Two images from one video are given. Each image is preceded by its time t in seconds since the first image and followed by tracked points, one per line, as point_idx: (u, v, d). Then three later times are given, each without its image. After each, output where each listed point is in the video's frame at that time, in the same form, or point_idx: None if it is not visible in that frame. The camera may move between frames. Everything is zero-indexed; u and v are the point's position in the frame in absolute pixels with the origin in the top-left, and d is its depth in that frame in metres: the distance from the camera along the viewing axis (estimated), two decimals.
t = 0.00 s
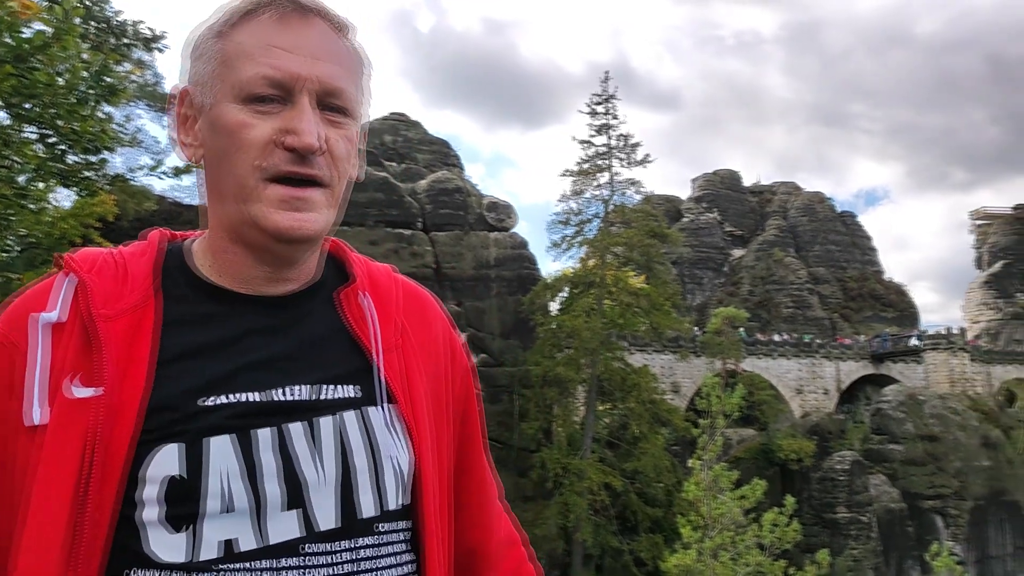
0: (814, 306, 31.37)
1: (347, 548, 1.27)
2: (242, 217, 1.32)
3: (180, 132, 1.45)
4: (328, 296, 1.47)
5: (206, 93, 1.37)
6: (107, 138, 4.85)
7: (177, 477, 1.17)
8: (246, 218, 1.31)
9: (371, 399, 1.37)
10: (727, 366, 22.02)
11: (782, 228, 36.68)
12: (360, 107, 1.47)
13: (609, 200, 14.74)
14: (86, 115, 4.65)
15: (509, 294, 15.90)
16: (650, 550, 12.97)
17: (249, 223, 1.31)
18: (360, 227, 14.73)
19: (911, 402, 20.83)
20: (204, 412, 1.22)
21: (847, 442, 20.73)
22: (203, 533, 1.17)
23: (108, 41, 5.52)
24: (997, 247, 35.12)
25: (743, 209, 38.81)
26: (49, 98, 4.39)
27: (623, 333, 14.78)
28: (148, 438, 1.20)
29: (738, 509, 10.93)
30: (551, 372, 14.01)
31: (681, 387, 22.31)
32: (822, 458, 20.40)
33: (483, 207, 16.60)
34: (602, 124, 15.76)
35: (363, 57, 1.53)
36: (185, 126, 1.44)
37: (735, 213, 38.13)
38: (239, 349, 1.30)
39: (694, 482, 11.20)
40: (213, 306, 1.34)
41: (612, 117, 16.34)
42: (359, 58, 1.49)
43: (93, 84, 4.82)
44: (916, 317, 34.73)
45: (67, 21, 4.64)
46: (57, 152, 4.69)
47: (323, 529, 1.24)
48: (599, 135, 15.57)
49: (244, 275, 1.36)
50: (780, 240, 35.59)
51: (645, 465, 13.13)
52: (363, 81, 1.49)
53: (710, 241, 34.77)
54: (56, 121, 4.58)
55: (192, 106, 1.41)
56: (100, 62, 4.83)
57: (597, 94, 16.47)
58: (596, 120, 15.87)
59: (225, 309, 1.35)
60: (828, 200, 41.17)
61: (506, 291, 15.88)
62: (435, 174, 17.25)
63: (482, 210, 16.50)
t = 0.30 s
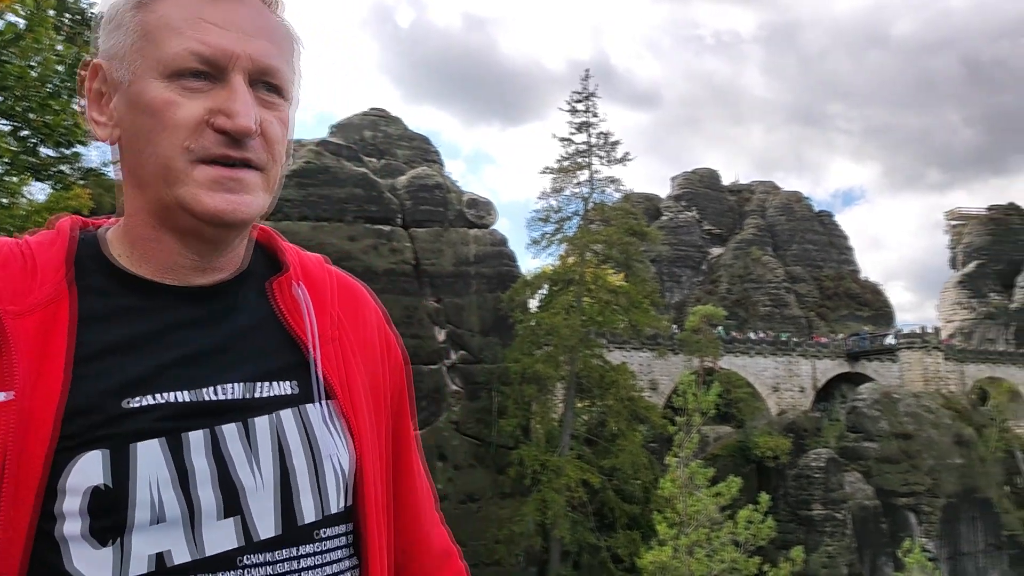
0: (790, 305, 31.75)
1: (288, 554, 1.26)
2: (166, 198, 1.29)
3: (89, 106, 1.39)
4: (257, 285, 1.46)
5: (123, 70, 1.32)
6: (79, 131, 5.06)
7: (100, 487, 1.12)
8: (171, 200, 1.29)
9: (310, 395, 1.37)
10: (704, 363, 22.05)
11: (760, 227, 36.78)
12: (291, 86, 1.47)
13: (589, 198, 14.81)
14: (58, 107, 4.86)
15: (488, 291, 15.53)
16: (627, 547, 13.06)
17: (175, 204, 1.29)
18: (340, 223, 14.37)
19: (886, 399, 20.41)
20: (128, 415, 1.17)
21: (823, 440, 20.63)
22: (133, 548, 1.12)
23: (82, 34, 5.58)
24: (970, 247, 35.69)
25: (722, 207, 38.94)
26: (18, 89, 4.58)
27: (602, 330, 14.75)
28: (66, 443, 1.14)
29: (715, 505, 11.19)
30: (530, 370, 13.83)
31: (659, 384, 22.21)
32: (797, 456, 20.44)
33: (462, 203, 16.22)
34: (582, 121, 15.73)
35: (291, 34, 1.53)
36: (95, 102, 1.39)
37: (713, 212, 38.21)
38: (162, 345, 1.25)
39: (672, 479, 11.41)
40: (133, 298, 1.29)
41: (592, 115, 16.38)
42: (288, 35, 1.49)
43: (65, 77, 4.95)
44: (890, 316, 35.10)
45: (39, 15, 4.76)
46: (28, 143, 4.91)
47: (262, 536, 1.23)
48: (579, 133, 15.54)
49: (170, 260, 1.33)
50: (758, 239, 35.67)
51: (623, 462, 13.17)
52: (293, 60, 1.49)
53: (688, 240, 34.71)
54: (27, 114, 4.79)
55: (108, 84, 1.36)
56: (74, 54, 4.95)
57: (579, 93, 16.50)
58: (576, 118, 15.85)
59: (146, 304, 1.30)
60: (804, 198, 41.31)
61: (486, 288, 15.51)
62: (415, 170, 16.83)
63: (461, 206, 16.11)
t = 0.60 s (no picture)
0: (767, 303, 31.55)
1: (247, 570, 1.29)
2: (139, 195, 1.26)
3: (41, 87, 1.30)
4: (206, 287, 1.47)
5: (89, 54, 1.26)
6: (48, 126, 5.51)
7: (72, 516, 1.11)
8: (147, 197, 1.26)
9: (263, 408, 1.40)
10: (681, 360, 21.92)
11: (737, 224, 36.89)
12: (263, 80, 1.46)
13: (568, 194, 14.74)
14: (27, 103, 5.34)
15: (467, 287, 15.55)
16: (604, 542, 12.96)
17: (151, 201, 1.26)
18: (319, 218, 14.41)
19: (861, 396, 20.36)
20: (95, 436, 1.17)
21: (799, 437, 21.00)
22: None
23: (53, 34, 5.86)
24: (945, 247, 36.08)
25: (701, 206, 39.15)
26: None
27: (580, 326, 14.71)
28: (35, 465, 1.12)
29: (691, 501, 11.25)
30: (508, 366, 13.83)
31: (637, 381, 22.22)
32: (774, 452, 20.45)
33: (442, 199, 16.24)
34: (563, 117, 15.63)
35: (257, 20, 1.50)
36: (47, 81, 1.30)
37: (692, 210, 38.34)
38: (124, 360, 1.25)
39: (647, 476, 11.46)
40: (94, 307, 1.27)
41: (572, 111, 16.33)
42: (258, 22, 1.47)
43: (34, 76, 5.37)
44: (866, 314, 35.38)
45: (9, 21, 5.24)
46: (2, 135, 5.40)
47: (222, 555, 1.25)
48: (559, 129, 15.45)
49: (130, 261, 1.31)
50: (736, 237, 35.77)
51: (601, 458, 13.14)
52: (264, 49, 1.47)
53: (667, 237, 34.83)
54: None
55: (67, 65, 1.28)
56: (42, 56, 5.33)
57: (559, 89, 16.59)
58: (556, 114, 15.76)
59: (106, 315, 1.28)
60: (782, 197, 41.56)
61: (465, 284, 15.50)
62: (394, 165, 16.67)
63: (441, 202, 16.14)
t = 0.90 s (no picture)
0: (744, 300, 31.70)
1: (243, 556, 1.27)
2: (145, 190, 1.21)
3: (38, 79, 1.22)
4: (186, 280, 1.43)
5: (97, 47, 1.20)
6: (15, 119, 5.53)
7: (93, 496, 1.08)
8: (154, 194, 1.21)
9: (246, 400, 1.37)
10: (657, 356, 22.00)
11: (715, 222, 36.84)
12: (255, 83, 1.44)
13: (547, 189, 14.60)
14: None
15: (445, 282, 15.56)
16: (580, 538, 12.89)
17: (158, 199, 1.22)
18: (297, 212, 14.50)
19: (835, 393, 20.74)
20: (112, 422, 1.12)
21: (774, 433, 20.96)
22: (124, 557, 1.09)
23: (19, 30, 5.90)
24: (919, 245, 36.43)
25: (679, 202, 38.83)
26: None
27: (558, 322, 14.53)
28: (57, 447, 1.07)
29: (665, 496, 11.49)
30: (486, 362, 13.70)
31: (614, 377, 21.81)
32: (748, 449, 20.46)
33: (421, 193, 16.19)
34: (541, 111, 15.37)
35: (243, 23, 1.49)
36: (46, 74, 1.23)
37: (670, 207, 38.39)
38: (129, 346, 1.20)
39: (624, 471, 11.72)
40: (94, 296, 1.20)
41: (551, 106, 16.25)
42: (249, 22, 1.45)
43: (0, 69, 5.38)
44: (840, 312, 35.79)
45: None
46: None
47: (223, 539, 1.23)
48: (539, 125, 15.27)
49: (127, 253, 1.25)
50: (713, 235, 35.94)
51: (577, 454, 13.06)
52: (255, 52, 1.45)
53: (645, 234, 34.84)
54: None
55: (69, 58, 1.21)
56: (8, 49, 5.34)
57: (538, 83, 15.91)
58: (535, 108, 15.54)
59: (107, 299, 1.22)
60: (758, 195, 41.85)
61: (443, 280, 15.53)
62: (373, 159, 16.79)
63: (419, 196, 16.12)
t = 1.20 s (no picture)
0: (719, 296, 31.89)
1: (234, 542, 1.29)
2: (156, 186, 1.24)
3: (55, 79, 1.25)
4: (188, 282, 1.48)
5: (114, 49, 1.23)
6: None
7: (101, 475, 1.09)
8: (163, 191, 1.24)
9: (239, 398, 1.41)
10: (635, 351, 22.15)
11: (692, 219, 36.80)
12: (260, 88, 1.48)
13: (525, 185, 14.54)
14: None
15: (422, 277, 15.60)
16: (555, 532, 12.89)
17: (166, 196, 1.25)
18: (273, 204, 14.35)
19: (809, 389, 21.07)
20: (120, 405, 1.14)
21: (747, 428, 21.08)
22: (125, 535, 1.10)
23: None
24: (892, 243, 36.82)
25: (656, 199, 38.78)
26: None
27: (535, 318, 14.57)
28: (70, 426, 1.08)
29: (639, 491, 11.72)
30: (463, 356, 13.56)
31: (590, 372, 21.76)
32: (723, 444, 20.47)
33: (398, 187, 16.43)
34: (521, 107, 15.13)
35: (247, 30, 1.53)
36: (63, 75, 1.25)
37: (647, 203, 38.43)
38: (130, 339, 1.21)
39: (599, 466, 11.93)
40: (97, 286, 1.21)
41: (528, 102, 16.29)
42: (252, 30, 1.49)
43: None
44: (814, 309, 36.14)
45: None
46: None
47: (212, 526, 1.24)
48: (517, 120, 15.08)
49: (134, 246, 1.27)
50: (690, 231, 36.11)
51: (554, 448, 13.18)
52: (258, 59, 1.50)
53: (622, 230, 34.86)
54: None
55: (88, 60, 1.24)
56: None
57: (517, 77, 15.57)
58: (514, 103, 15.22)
59: (111, 289, 1.23)
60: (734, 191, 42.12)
61: (421, 274, 15.56)
62: (350, 153, 16.71)
63: (397, 190, 16.30)
